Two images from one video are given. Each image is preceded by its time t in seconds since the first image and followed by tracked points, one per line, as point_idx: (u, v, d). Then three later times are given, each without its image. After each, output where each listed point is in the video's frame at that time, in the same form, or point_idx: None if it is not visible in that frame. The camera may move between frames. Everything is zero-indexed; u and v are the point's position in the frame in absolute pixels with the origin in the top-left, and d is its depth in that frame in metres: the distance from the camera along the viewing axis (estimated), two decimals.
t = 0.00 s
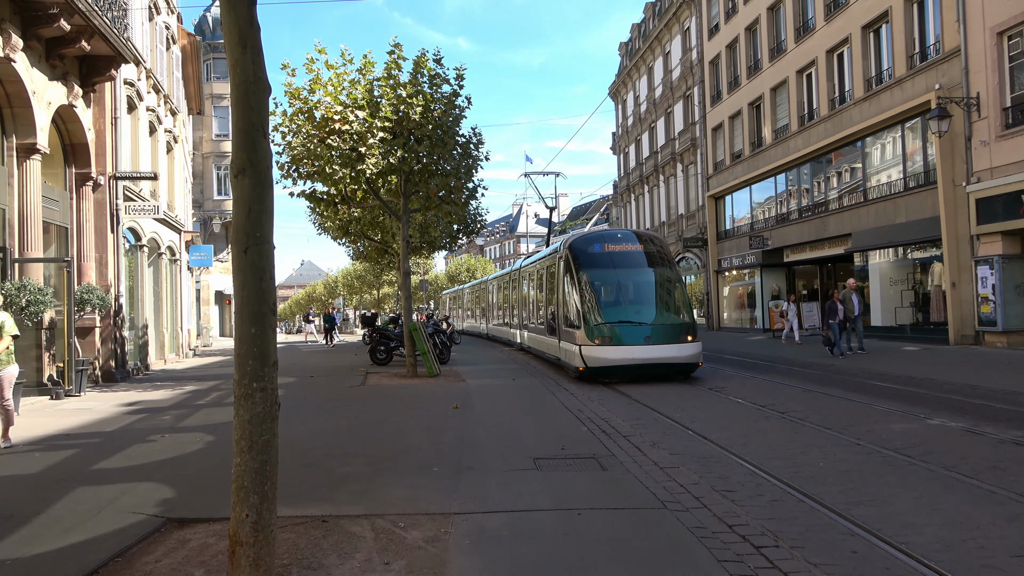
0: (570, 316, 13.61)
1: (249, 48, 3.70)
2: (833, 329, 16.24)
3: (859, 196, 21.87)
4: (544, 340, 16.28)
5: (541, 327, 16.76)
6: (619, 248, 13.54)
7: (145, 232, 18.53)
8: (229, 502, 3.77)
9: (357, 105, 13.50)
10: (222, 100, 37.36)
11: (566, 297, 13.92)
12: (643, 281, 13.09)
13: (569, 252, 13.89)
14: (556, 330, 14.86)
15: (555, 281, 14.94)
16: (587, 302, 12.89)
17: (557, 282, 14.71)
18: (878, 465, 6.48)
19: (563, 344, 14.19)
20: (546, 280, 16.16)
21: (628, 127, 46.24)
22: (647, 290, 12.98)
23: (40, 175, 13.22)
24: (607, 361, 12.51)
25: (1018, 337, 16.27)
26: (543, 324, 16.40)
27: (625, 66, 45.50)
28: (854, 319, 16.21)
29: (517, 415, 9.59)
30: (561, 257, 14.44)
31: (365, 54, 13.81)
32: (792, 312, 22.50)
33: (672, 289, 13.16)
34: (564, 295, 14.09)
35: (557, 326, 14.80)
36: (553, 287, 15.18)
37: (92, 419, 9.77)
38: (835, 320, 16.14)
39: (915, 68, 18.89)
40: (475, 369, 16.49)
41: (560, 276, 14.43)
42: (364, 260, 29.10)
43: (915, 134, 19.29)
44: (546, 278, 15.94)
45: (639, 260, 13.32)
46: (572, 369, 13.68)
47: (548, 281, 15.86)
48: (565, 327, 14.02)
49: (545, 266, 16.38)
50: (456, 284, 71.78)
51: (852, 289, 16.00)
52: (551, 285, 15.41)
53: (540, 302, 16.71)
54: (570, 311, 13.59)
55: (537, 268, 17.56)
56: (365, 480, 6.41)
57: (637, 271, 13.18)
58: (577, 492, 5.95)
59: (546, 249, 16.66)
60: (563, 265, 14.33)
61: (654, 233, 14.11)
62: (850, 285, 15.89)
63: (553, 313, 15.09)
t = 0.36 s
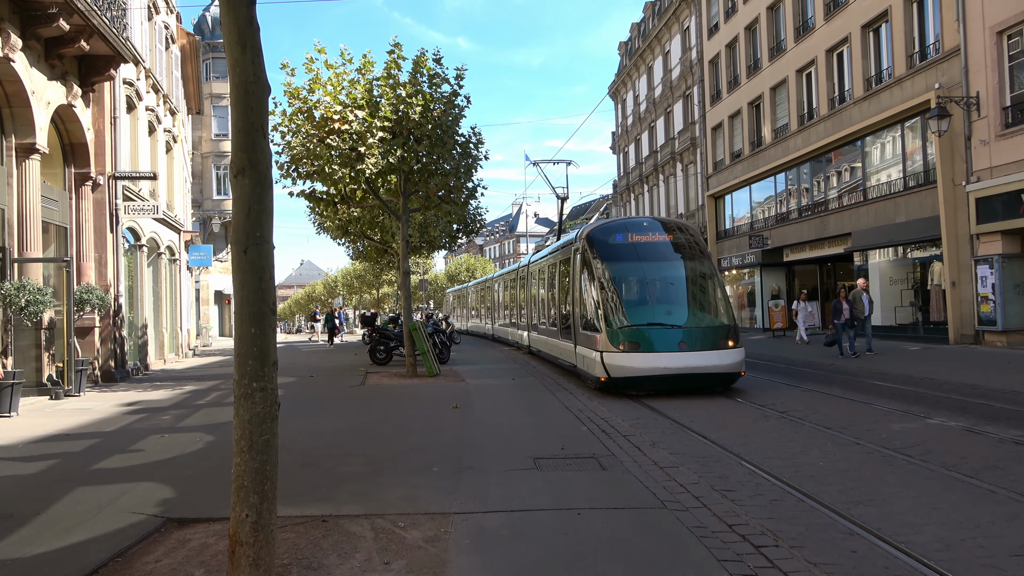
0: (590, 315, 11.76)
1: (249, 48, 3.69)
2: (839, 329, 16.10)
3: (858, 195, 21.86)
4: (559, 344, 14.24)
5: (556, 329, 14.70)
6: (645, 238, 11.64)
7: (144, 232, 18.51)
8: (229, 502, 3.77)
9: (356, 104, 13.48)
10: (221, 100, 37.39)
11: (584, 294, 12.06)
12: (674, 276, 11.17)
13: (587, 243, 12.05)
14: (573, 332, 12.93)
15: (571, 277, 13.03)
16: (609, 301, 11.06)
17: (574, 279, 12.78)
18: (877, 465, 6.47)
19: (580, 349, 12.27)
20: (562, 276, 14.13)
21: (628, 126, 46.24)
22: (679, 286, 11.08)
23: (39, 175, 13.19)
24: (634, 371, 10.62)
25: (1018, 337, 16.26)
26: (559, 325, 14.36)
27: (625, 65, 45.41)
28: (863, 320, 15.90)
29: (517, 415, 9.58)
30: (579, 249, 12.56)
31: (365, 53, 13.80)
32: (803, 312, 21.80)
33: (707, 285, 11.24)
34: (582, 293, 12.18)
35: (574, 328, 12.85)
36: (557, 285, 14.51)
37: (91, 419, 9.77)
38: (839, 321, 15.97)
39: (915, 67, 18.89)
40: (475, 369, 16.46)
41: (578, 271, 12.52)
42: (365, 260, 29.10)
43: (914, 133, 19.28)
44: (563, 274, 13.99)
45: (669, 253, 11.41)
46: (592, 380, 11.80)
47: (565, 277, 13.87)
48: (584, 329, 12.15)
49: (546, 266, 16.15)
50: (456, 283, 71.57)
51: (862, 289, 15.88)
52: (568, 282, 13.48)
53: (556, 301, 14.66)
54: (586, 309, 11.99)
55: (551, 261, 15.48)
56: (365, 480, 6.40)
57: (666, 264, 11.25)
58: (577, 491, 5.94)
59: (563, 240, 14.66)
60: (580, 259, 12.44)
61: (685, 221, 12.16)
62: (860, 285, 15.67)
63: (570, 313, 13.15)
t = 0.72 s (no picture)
0: (614, 316, 9.96)
1: (249, 48, 3.70)
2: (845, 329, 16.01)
3: (858, 195, 21.86)
4: (578, 350, 12.28)
5: (574, 334, 12.70)
6: (679, 225, 9.76)
7: (144, 232, 18.50)
8: (229, 502, 3.77)
9: (356, 105, 13.48)
10: (221, 100, 37.41)
11: (607, 292, 10.23)
12: (714, 270, 9.29)
13: (610, 232, 10.23)
14: (595, 336, 11.02)
15: (591, 272, 11.16)
16: (637, 300, 9.23)
17: (594, 274, 10.91)
18: (877, 465, 6.47)
19: (603, 357, 10.36)
20: (580, 269, 12.18)
21: (628, 125, 46.24)
22: (719, 282, 9.22)
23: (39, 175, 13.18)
24: (672, 387, 8.70)
25: (1018, 336, 16.25)
26: (577, 329, 12.39)
27: (624, 65, 45.44)
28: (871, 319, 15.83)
29: (517, 415, 9.57)
30: (599, 239, 10.73)
31: (365, 53, 13.80)
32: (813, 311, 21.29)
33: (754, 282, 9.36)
34: (605, 291, 10.32)
35: (595, 332, 10.93)
36: (558, 285, 14.40)
37: (92, 419, 9.79)
38: (846, 320, 15.90)
39: (915, 67, 18.88)
40: (475, 369, 16.46)
41: (599, 264, 10.67)
42: (364, 260, 29.13)
43: (914, 133, 19.28)
44: (581, 268, 12.05)
45: (706, 242, 9.58)
46: (616, 395, 9.89)
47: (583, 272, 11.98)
48: (607, 332, 10.29)
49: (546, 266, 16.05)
50: (456, 283, 71.51)
51: (869, 288, 15.83)
52: (586, 277, 11.59)
53: (573, 300, 12.67)
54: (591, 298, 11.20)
55: (568, 253, 13.48)
56: (364, 480, 6.40)
57: (703, 256, 9.40)
58: (577, 491, 5.94)
59: (579, 230, 12.75)
60: (601, 250, 10.61)
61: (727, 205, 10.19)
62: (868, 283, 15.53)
63: (590, 314, 11.27)
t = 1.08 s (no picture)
0: (648, 318, 8.21)
1: (249, 48, 3.70)
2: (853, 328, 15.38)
3: (858, 195, 21.88)
4: (599, 359, 10.37)
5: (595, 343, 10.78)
6: (725, 209, 8.05)
7: (144, 232, 18.51)
8: (230, 502, 3.78)
9: (357, 105, 13.49)
10: (221, 101, 37.40)
11: (638, 289, 8.50)
12: (770, 262, 7.55)
13: (642, 218, 8.51)
14: (623, 343, 9.14)
15: (617, 267, 9.34)
16: (679, 299, 7.47)
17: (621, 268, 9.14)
18: (877, 465, 6.48)
19: (636, 370, 8.53)
20: (603, 265, 10.28)
21: (628, 126, 46.27)
22: (777, 275, 7.47)
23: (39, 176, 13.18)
24: (728, 410, 6.87)
25: (1018, 336, 16.26)
26: (598, 335, 10.48)
27: (624, 65, 45.46)
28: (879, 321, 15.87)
29: (517, 415, 9.58)
30: (628, 227, 9.02)
31: (365, 54, 13.80)
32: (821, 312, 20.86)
33: (822, 276, 7.55)
34: (637, 288, 8.53)
35: (623, 338, 9.08)
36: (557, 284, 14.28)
37: (93, 419, 9.81)
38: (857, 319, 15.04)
39: (915, 67, 18.88)
40: (476, 369, 16.48)
41: (628, 257, 8.89)
42: (364, 261, 29.15)
43: (914, 133, 19.28)
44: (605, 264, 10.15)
45: (759, 228, 7.87)
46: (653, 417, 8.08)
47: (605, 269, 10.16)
48: (639, 338, 8.48)
49: (546, 266, 15.95)
50: (457, 284, 71.45)
51: (877, 291, 15.88)
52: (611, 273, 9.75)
53: (594, 301, 10.75)
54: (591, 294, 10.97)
55: (587, 246, 11.46)
56: (365, 479, 6.41)
57: (756, 244, 7.70)
58: (577, 492, 5.95)
59: (600, 220, 10.85)
60: (630, 240, 8.87)
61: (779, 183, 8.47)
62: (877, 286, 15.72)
63: (616, 317, 9.45)
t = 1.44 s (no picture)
0: (704, 323, 6.34)
1: (251, 49, 3.70)
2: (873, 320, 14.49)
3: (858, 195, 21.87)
4: (632, 371, 8.66)
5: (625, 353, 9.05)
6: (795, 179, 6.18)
7: (145, 233, 18.52)
8: (232, 503, 3.79)
9: (357, 106, 13.48)
10: (221, 101, 37.43)
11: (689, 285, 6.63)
12: (859, 250, 5.71)
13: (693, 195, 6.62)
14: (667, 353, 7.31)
15: (660, 258, 7.46)
16: (746, 301, 5.65)
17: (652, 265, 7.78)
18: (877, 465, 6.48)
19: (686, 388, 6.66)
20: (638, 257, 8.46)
21: (628, 126, 46.30)
22: (872, 266, 5.62)
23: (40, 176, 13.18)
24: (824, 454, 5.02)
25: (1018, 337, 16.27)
26: (632, 340, 8.70)
27: (625, 66, 45.49)
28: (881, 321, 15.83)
29: (518, 416, 9.58)
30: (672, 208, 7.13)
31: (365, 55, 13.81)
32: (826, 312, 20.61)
33: (932, 266, 5.67)
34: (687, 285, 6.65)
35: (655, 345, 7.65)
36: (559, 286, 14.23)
37: (95, 420, 9.84)
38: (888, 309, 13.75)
39: (916, 68, 18.87)
40: (477, 370, 16.49)
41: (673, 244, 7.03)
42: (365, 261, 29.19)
43: (914, 134, 19.28)
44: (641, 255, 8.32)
45: (839, 202, 5.99)
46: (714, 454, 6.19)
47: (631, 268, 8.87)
48: (690, 348, 6.62)
49: (548, 267, 15.92)
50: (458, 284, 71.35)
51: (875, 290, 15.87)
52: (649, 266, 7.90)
53: (626, 301, 8.96)
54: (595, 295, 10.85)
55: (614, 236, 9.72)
56: (366, 480, 6.41)
57: (842, 225, 5.85)
58: (578, 492, 5.95)
59: (629, 205, 9.11)
60: (676, 224, 6.98)
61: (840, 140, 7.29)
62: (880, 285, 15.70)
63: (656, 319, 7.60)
